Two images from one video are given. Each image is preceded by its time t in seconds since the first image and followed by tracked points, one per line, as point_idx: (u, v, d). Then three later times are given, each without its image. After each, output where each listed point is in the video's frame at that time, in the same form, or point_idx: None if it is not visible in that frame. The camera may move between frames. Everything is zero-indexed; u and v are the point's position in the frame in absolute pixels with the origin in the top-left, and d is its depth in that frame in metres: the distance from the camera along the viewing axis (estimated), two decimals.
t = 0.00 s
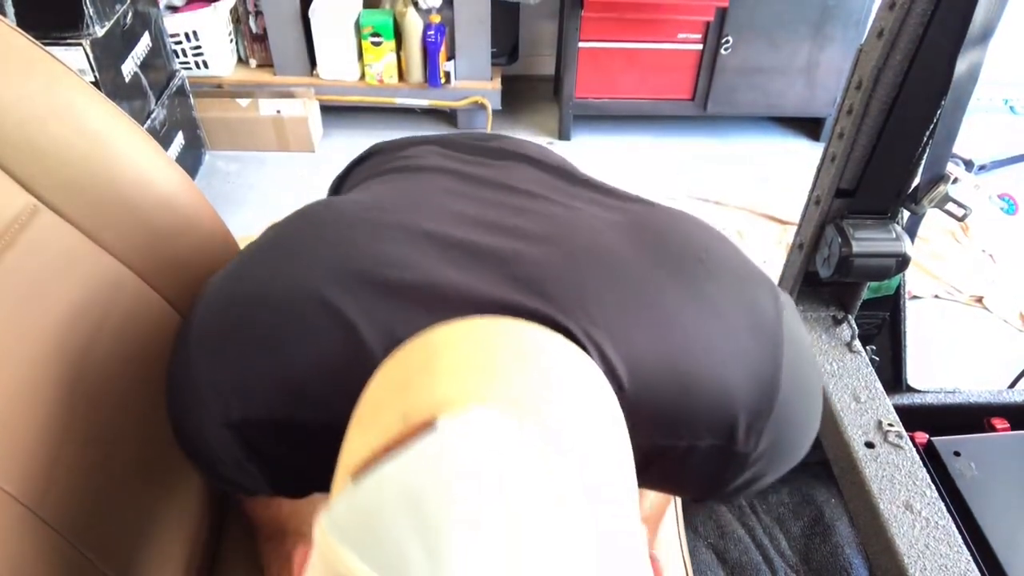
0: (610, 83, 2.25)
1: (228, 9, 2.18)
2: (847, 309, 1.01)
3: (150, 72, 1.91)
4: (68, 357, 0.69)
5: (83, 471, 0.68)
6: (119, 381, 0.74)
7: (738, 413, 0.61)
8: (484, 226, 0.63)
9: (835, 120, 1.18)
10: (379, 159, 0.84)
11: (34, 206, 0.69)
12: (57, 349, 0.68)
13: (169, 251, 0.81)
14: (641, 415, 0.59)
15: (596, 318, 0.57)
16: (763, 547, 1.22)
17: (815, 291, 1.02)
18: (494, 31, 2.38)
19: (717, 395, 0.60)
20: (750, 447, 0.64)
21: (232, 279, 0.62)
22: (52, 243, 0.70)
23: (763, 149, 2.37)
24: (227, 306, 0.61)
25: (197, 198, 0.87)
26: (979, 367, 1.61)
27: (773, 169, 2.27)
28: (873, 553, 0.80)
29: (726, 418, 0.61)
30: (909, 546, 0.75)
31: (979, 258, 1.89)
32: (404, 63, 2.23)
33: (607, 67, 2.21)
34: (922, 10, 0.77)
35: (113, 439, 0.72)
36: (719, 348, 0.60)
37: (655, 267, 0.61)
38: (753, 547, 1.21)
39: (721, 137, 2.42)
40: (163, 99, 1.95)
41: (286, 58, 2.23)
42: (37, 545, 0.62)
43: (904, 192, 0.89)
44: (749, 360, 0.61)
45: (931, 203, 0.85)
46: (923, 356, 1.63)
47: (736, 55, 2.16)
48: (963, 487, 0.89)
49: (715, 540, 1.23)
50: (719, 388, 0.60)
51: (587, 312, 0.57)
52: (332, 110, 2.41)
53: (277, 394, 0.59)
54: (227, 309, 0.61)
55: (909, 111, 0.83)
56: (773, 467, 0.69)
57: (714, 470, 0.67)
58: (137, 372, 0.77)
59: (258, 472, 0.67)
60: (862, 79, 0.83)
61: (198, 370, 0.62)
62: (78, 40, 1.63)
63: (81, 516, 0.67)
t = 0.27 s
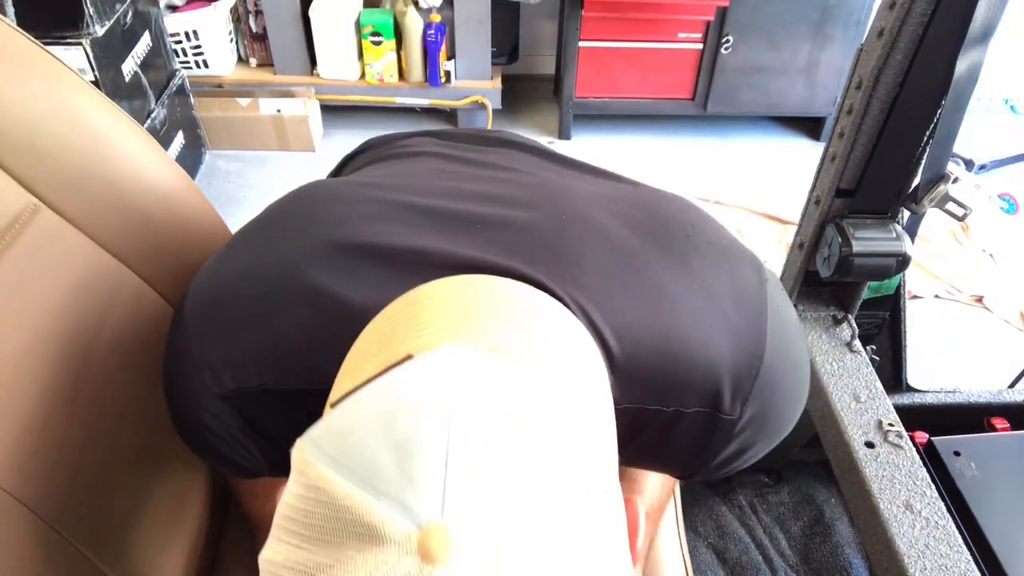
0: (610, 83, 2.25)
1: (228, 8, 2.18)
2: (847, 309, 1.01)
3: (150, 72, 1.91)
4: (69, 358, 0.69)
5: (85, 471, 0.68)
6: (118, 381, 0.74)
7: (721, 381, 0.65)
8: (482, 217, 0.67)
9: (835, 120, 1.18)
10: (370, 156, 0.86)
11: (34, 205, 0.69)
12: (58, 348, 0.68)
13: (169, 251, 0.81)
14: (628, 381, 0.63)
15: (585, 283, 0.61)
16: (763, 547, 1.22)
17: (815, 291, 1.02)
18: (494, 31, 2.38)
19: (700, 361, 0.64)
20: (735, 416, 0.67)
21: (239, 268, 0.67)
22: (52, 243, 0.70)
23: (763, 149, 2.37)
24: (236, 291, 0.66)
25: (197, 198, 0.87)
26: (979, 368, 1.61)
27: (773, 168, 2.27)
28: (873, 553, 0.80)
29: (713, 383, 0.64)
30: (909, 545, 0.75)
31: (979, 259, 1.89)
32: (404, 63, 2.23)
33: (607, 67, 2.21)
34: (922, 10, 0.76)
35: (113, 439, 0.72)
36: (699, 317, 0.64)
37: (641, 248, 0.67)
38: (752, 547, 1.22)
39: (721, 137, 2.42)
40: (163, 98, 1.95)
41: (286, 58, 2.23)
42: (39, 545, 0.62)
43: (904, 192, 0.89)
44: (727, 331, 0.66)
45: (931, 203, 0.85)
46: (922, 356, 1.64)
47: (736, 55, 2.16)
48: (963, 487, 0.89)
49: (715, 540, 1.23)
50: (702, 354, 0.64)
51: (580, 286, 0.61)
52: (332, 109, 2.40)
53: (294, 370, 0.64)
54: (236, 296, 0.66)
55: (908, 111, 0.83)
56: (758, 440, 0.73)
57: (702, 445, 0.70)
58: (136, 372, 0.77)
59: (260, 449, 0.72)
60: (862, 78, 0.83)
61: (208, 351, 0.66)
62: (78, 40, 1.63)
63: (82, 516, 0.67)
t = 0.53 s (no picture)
0: (610, 83, 2.25)
1: (227, 8, 2.18)
2: (847, 309, 1.01)
3: (150, 72, 1.91)
4: (68, 359, 0.69)
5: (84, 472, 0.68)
6: (117, 382, 0.74)
7: (718, 384, 0.64)
8: (479, 219, 0.67)
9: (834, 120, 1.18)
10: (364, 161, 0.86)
11: (34, 206, 0.69)
12: (57, 349, 0.68)
13: (169, 252, 0.81)
14: (625, 385, 0.62)
15: (583, 288, 0.61)
16: (763, 547, 1.22)
17: (815, 291, 1.02)
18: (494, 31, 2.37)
19: (697, 364, 0.63)
20: (733, 419, 0.66)
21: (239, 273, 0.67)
22: (52, 243, 0.70)
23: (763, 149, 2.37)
24: (235, 293, 0.66)
25: (197, 199, 0.87)
26: (979, 368, 1.61)
27: (773, 169, 2.27)
28: (873, 553, 0.80)
29: (710, 386, 0.64)
30: (909, 545, 0.75)
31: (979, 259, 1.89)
32: (404, 63, 2.23)
33: (607, 67, 2.21)
34: (922, 10, 0.76)
35: (113, 439, 0.72)
36: (697, 321, 0.64)
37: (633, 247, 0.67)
38: (753, 547, 1.21)
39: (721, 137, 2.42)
40: (163, 98, 1.95)
41: (286, 58, 2.23)
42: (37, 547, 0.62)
43: (904, 192, 0.89)
44: (726, 334, 0.66)
45: (931, 203, 0.85)
46: (923, 356, 1.64)
47: (736, 55, 2.16)
48: (963, 487, 0.89)
49: (715, 540, 1.22)
50: (699, 358, 0.63)
51: (577, 285, 0.61)
52: (332, 110, 2.40)
53: (288, 373, 0.63)
54: (235, 298, 0.66)
55: (908, 111, 0.83)
56: (758, 441, 0.73)
57: (699, 446, 0.70)
58: (136, 371, 0.77)
59: (255, 455, 0.71)
60: (862, 79, 0.83)
61: (206, 353, 0.66)
62: (78, 40, 1.63)
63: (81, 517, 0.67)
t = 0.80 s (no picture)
0: (610, 83, 2.26)
1: (227, 8, 2.18)
2: (848, 309, 1.00)
3: (150, 72, 1.91)
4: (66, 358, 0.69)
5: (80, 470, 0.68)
6: (114, 381, 0.74)
7: (772, 337, 0.63)
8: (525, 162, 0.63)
9: (834, 120, 1.18)
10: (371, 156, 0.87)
11: (34, 205, 0.69)
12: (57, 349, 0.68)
13: (168, 251, 0.81)
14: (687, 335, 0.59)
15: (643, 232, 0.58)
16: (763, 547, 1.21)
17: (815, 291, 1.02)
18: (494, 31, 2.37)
19: (755, 317, 0.61)
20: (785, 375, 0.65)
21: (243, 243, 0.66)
22: (51, 243, 0.70)
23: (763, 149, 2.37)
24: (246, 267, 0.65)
25: (198, 198, 0.87)
26: (979, 369, 1.61)
27: (773, 169, 2.27)
28: (873, 553, 0.80)
29: (766, 339, 0.62)
30: (909, 545, 0.75)
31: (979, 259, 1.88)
32: (404, 63, 2.23)
33: (607, 67, 2.21)
34: (922, 10, 0.76)
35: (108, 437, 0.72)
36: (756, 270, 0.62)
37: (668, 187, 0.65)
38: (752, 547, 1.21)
39: (721, 136, 2.42)
40: (163, 98, 1.95)
41: (286, 58, 2.23)
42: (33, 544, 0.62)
43: (904, 192, 0.89)
44: (781, 287, 0.64)
45: (931, 203, 0.85)
46: (923, 356, 1.64)
47: (736, 55, 2.16)
48: (963, 487, 0.89)
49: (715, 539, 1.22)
50: (758, 310, 0.61)
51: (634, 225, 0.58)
52: (332, 110, 2.40)
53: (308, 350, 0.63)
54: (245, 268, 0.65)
55: (909, 111, 0.83)
56: (797, 407, 0.72)
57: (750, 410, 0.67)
58: (133, 370, 0.77)
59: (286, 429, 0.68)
60: (862, 78, 0.83)
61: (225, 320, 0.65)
62: (78, 40, 1.63)
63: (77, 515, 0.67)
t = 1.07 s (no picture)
0: (610, 83, 2.26)
1: (227, 8, 2.18)
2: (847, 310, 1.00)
3: (150, 72, 1.91)
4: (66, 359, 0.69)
5: (81, 470, 0.68)
6: (113, 381, 0.74)
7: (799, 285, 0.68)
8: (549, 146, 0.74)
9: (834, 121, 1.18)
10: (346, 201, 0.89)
11: (34, 205, 0.69)
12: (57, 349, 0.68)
13: (167, 251, 0.81)
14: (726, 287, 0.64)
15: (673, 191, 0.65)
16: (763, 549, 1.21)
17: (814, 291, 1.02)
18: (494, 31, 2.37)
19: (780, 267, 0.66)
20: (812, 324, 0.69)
21: (289, 192, 0.71)
22: (51, 244, 0.70)
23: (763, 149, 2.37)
24: (293, 210, 0.70)
25: (195, 198, 0.87)
26: (978, 369, 1.61)
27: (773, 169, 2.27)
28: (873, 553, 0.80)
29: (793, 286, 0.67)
30: (909, 545, 0.75)
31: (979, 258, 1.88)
32: (404, 63, 2.23)
33: (607, 67, 2.21)
34: (922, 10, 0.76)
35: (107, 437, 0.72)
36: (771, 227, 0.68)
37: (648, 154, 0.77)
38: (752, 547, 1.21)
39: (721, 136, 2.42)
40: (163, 98, 1.95)
41: (286, 58, 2.23)
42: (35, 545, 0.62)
43: (904, 192, 0.89)
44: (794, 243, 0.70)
45: (931, 203, 0.85)
46: (923, 357, 1.64)
47: (736, 55, 2.16)
48: (963, 487, 0.89)
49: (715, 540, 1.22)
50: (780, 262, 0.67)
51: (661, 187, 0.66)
52: (332, 110, 2.40)
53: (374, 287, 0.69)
54: (293, 211, 0.70)
55: (909, 112, 0.83)
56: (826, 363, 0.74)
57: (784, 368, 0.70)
58: (131, 368, 0.77)
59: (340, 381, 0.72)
60: (861, 78, 0.83)
61: (276, 256, 0.68)
62: (78, 40, 1.63)
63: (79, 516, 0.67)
